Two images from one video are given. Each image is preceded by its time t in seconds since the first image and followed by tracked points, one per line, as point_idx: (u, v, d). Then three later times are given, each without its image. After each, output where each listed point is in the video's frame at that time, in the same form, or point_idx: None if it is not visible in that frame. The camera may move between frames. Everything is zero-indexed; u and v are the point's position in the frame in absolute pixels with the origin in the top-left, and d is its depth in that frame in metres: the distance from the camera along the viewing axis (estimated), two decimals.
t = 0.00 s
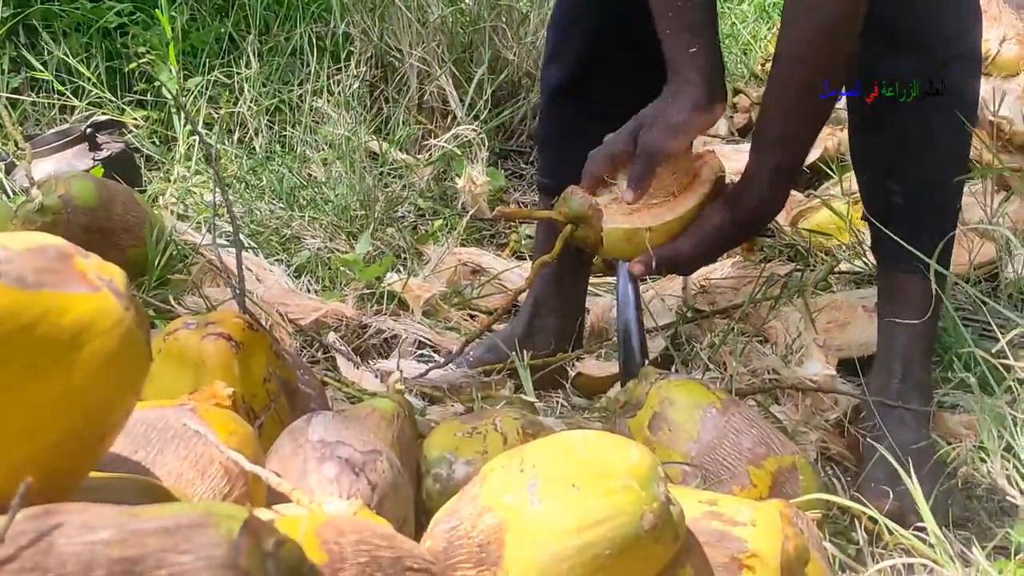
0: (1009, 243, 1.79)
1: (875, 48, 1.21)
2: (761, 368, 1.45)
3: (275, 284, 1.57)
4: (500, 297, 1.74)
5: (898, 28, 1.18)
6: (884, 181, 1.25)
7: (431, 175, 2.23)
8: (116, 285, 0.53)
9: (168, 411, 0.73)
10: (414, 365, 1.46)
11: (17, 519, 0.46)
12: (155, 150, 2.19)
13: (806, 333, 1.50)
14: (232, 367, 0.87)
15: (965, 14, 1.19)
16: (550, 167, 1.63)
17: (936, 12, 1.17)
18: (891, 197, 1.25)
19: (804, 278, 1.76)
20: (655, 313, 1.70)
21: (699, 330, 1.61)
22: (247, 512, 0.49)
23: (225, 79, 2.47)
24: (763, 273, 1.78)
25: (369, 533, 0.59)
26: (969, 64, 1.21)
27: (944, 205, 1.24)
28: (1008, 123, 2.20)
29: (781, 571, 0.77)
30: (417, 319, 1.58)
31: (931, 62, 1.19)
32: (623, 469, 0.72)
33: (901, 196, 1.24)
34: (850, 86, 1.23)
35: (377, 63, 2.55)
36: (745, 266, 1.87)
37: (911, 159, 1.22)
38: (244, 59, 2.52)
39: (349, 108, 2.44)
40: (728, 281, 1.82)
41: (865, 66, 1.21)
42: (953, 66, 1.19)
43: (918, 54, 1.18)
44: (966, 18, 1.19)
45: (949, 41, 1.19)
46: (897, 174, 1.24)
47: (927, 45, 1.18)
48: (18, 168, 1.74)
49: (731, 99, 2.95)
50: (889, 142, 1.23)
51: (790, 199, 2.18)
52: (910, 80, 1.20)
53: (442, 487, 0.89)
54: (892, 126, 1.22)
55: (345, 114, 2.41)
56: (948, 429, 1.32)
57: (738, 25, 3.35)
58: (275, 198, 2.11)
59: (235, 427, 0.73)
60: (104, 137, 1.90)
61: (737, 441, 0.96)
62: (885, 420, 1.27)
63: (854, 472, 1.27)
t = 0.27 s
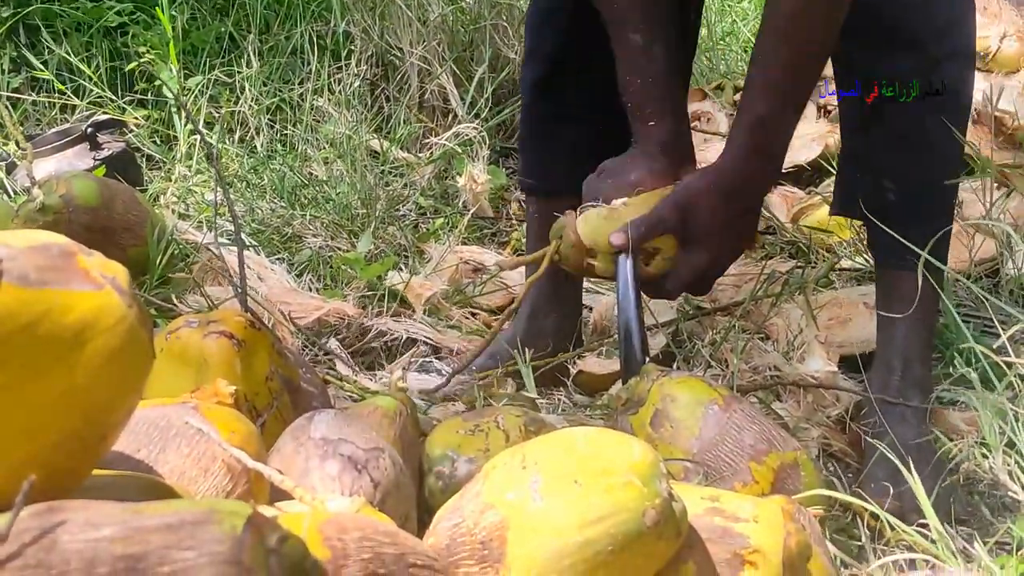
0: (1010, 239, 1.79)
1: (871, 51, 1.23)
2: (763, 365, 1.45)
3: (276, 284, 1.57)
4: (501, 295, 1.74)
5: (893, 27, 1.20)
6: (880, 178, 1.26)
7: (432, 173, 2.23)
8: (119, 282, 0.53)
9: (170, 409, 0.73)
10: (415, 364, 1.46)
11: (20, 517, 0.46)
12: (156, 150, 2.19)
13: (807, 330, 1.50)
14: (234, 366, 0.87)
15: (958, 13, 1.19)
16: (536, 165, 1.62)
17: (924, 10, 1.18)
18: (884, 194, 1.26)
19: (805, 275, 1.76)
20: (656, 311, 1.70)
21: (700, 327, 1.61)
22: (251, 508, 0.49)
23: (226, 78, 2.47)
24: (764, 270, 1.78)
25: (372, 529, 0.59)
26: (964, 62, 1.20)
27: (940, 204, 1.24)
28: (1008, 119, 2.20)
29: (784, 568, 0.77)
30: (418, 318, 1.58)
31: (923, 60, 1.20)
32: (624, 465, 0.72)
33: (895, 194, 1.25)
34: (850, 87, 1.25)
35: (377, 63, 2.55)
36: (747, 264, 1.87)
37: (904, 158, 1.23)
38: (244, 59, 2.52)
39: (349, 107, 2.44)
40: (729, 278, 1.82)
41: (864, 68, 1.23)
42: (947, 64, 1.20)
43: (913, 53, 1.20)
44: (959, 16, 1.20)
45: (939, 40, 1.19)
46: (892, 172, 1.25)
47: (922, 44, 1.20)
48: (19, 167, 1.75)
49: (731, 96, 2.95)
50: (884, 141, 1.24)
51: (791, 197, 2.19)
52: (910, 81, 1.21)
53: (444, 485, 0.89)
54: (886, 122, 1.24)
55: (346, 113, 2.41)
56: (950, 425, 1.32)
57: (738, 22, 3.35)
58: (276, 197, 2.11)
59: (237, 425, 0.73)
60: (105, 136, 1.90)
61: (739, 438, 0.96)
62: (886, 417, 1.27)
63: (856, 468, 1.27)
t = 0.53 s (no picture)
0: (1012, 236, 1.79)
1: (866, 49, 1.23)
2: (765, 363, 1.45)
3: (278, 284, 1.58)
4: (504, 294, 1.75)
5: (889, 28, 1.20)
6: (875, 175, 1.25)
7: (434, 173, 2.24)
8: (123, 284, 0.54)
9: (174, 410, 0.73)
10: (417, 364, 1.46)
11: (25, 519, 0.46)
12: (158, 151, 2.19)
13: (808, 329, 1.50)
14: (236, 366, 0.87)
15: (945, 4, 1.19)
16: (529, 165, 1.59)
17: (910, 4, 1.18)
18: (880, 191, 1.25)
19: (807, 273, 1.76)
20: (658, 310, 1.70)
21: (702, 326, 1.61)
22: (255, 509, 0.50)
23: (227, 79, 2.47)
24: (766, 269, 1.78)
25: (375, 530, 0.59)
26: (954, 54, 1.20)
27: (934, 199, 1.24)
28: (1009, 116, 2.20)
29: (786, 568, 0.77)
30: (420, 317, 1.58)
31: (913, 55, 1.19)
32: (627, 464, 0.72)
33: (890, 192, 1.24)
34: (850, 87, 1.25)
35: (378, 63, 2.56)
36: (749, 263, 1.87)
37: (898, 155, 1.23)
38: (245, 59, 2.52)
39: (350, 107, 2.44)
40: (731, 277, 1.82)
41: (863, 67, 1.23)
42: (936, 57, 1.19)
43: (910, 54, 1.19)
44: (946, 7, 1.19)
45: (927, 33, 1.19)
46: (886, 169, 1.24)
47: (918, 46, 1.19)
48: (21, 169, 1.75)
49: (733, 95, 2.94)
50: (878, 139, 1.24)
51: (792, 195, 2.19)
52: (911, 81, 1.20)
53: (447, 484, 0.89)
54: (881, 120, 1.23)
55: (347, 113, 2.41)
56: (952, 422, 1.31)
57: (739, 20, 3.35)
58: (278, 197, 2.11)
59: (240, 426, 0.73)
60: (107, 137, 1.91)
61: (741, 436, 0.96)
62: (888, 416, 1.27)
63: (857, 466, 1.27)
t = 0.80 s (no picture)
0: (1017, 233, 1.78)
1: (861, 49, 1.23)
2: (770, 361, 1.44)
3: (283, 283, 1.58)
4: (509, 294, 1.75)
5: (886, 29, 1.19)
6: (873, 174, 1.26)
7: (438, 172, 2.24)
8: (130, 284, 0.54)
9: (180, 409, 0.73)
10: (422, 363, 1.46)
11: (33, 519, 0.46)
12: (162, 151, 2.19)
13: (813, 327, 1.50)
14: (242, 365, 0.87)
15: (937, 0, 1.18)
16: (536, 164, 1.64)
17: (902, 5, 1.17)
18: (878, 189, 1.26)
19: (812, 271, 1.76)
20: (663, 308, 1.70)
21: (707, 324, 1.61)
22: (262, 507, 0.49)
23: (231, 79, 2.47)
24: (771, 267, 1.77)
25: (382, 528, 0.59)
26: (949, 51, 1.19)
27: (934, 195, 1.24)
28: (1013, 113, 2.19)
29: (793, 566, 0.77)
30: (424, 316, 1.58)
31: (907, 53, 1.19)
32: (633, 462, 0.71)
33: (888, 190, 1.25)
34: (850, 87, 1.25)
35: (382, 62, 2.56)
36: (754, 261, 1.87)
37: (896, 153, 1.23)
38: (249, 58, 2.52)
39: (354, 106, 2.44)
40: (736, 275, 1.82)
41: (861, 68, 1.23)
42: (929, 54, 1.19)
43: (908, 55, 1.19)
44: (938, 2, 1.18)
45: (919, 30, 1.18)
46: (884, 167, 1.25)
47: (916, 46, 1.19)
48: (26, 169, 1.75)
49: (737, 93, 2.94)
50: (876, 137, 1.24)
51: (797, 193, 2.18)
52: (910, 81, 1.20)
53: (453, 483, 0.89)
54: (879, 120, 1.23)
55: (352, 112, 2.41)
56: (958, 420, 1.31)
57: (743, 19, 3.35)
58: (282, 197, 2.11)
59: (246, 425, 0.73)
60: (112, 137, 1.91)
61: (747, 434, 0.96)
62: (894, 414, 1.27)
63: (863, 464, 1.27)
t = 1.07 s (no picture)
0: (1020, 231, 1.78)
1: (858, 50, 1.23)
2: (774, 360, 1.44)
3: (287, 283, 1.58)
4: (512, 293, 1.75)
5: (883, 29, 1.19)
6: (868, 175, 1.26)
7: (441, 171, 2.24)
8: (135, 283, 0.54)
9: (184, 409, 0.73)
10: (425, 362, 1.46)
11: (40, 518, 0.47)
12: (165, 151, 2.19)
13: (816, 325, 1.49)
14: (246, 364, 0.87)
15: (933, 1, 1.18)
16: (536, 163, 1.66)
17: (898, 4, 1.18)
18: (873, 190, 1.26)
19: (815, 269, 1.76)
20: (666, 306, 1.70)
21: (710, 322, 1.61)
22: (268, 506, 0.50)
23: (234, 78, 2.47)
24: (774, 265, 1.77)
25: (387, 527, 0.59)
26: (943, 49, 1.19)
27: (930, 195, 1.24)
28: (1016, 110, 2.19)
29: (798, 564, 0.77)
30: (427, 315, 1.58)
31: (902, 53, 1.19)
32: (638, 460, 0.71)
33: (882, 191, 1.25)
34: (850, 87, 1.25)
35: (384, 62, 2.56)
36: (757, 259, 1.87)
37: (891, 154, 1.23)
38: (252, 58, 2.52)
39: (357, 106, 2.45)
40: (739, 273, 1.82)
41: (858, 69, 1.23)
42: (926, 53, 1.19)
43: (905, 55, 1.19)
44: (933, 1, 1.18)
45: (915, 30, 1.19)
46: (880, 168, 1.25)
47: (913, 45, 1.19)
48: (30, 169, 1.75)
49: (739, 92, 2.94)
50: (873, 138, 1.24)
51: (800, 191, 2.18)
52: (910, 81, 1.20)
53: (457, 482, 0.89)
54: (874, 120, 1.23)
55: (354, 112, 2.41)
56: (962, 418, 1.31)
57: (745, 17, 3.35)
58: (285, 196, 2.11)
59: (250, 424, 0.73)
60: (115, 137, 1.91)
61: (751, 432, 0.96)
62: (898, 412, 1.27)
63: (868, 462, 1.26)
